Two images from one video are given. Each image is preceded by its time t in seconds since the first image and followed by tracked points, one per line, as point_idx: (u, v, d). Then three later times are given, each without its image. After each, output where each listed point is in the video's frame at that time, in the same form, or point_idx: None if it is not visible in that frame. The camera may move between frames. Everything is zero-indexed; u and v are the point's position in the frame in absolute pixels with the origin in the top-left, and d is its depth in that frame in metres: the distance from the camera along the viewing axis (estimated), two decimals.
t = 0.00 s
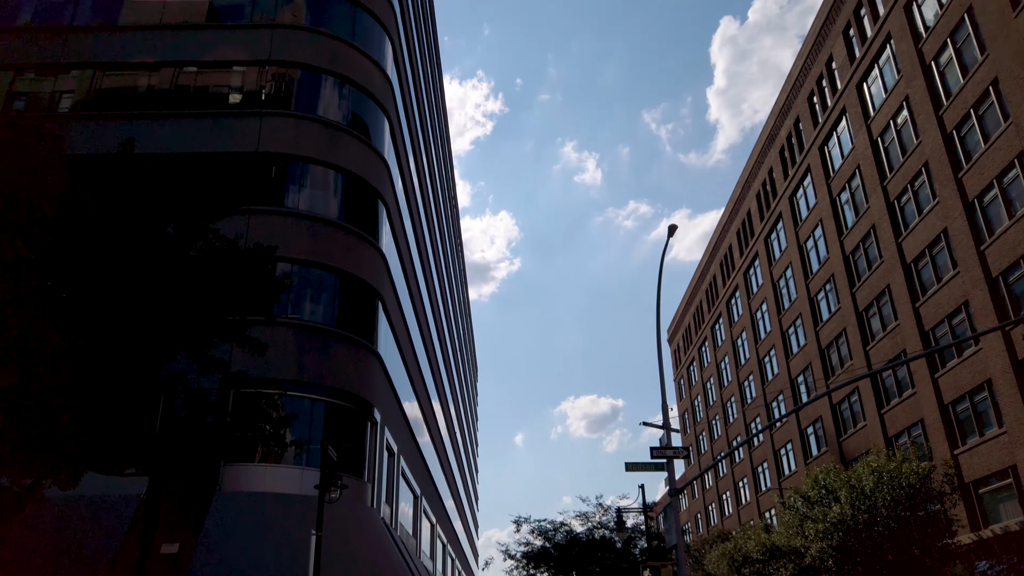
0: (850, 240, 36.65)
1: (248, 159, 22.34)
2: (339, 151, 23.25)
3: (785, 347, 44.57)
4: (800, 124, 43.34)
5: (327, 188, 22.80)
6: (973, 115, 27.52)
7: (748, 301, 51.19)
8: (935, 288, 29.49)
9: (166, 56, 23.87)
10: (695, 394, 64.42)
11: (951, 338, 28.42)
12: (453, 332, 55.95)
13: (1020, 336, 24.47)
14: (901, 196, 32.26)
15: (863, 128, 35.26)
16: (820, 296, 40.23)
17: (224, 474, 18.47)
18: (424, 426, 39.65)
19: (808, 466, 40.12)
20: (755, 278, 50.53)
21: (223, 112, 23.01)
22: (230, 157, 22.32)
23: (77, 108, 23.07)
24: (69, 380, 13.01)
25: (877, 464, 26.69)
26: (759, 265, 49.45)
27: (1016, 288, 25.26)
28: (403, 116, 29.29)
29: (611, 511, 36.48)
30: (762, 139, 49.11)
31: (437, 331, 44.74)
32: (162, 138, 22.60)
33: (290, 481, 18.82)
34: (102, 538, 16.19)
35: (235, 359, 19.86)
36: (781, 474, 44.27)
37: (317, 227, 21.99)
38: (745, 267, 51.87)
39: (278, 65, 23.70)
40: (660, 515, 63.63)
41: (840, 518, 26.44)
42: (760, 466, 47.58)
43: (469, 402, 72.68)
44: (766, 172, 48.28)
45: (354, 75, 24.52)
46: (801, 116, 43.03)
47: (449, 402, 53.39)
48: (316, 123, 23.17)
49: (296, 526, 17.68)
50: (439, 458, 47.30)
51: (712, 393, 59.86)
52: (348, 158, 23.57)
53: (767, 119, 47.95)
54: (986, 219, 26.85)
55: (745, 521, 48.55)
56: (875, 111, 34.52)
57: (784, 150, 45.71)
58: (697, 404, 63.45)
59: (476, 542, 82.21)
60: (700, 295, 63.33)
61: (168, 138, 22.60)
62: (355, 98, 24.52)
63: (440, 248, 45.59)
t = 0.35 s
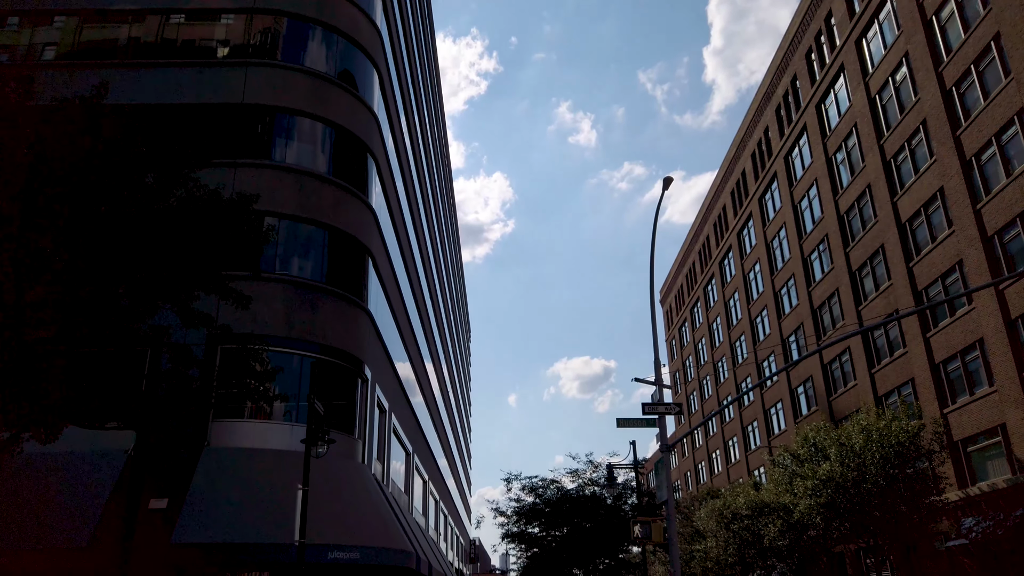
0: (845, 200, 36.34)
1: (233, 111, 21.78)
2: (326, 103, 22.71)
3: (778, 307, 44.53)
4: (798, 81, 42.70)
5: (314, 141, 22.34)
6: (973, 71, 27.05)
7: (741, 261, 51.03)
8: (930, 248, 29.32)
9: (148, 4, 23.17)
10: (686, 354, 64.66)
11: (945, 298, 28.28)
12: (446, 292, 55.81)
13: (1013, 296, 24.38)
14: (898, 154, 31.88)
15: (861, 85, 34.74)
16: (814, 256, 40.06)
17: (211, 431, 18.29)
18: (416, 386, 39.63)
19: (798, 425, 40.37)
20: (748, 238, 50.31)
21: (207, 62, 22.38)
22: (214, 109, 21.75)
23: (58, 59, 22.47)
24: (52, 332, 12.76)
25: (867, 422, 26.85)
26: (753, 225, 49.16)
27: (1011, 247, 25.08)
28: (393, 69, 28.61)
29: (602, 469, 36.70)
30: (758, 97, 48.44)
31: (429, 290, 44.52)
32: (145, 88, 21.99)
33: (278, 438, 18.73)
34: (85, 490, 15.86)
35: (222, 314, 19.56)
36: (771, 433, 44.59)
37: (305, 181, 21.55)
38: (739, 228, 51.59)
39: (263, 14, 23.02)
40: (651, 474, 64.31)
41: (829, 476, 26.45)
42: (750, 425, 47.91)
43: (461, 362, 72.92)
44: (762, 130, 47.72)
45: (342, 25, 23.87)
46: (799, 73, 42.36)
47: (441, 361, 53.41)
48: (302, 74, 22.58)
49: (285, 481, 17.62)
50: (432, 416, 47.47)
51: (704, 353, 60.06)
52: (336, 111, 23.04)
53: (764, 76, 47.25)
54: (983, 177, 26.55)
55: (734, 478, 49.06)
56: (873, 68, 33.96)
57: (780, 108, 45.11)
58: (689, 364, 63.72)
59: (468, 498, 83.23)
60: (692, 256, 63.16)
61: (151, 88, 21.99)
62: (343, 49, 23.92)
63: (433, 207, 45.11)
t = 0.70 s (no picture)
0: (844, 158, 35.92)
1: (220, 61, 21.14)
2: (317, 53, 22.08)
3: (773, 268, 44.35)
4: (798, 38, 41.92)
5: (303, 93, 21.77)
6: (979, 25, 26.45)
7: (736, 222, 50.74)
8: (928, 207, 29.03)
9: None
10: (680, 315, 64.72)
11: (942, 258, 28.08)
12: (440, 252, 55.44)
13: (1012, 255, 24.18)
14: (899, 112, 31.40)
15: (863, 41, 34.07)
16: (810, 216, 39.75)
17: (200, 387, 18.15)
18: (410, 346, 39.51)
19: (791, 384, 40.53)
20: (745, 198, 49.93)
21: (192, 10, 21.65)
22: (201, 59, 21.10)
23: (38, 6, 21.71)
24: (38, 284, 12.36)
25: (861, 382, 26.89)
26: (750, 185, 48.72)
27: (1011, 205, 24.81)
28: (385, 20, 27.87)
29: (596, 427, 36.80)
30: (757, 54, 47.64)
31: (423, 249, 44.20)
32: (129, 37, 21.27)
33: (270, 394, 18.58)
34: (73, 445, 15.62)
35: (212, 269, 19.22)
36: (763, 392, 44.77)
37: (295, 134, 21.05)
38: (735, 188, 51.16)
39: None
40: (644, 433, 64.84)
41: (822, 435, 26.39)
42: (743, 385, 48.10)
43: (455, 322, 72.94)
44: (761, 88, 47.01)
45: None
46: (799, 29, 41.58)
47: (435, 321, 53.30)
48: (291, 23, 21.90)
49: (276, 437, 17.49)
50: (426, 376, 47.55)
51: (698, 314, 60.09)
52: (327, 62, 22.42)
53: (764, 33, 46.39)
54: (986, 134, 26.14)
55: (726, 438, 49.44)
56: (876, 23, 33.28)
57: (779, 65, 44.37)
58: (682, 325, 63.81)
59: (462, 456, 83.96)
60: (688, 217, 62.80)
61: (136, 35, 21.27)
62: None
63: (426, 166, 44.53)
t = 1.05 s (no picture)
0: (848, 118, 35.31)
1: (210, 13, 20.51)
2: (309, 5, 21.38)
3: (773, 230, 43.95)
4: None
5: (295, 46, 21.16)
6: None
7: (737, 183, 50.23)
8: (932, 167, 28.57)
9: None
10: (678, 278, 64.53)
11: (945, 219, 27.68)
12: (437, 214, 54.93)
13: (1016, 216, 23.82)
14: (906, 70, 30.74)
15: None
16: (812, 177, 39.25)
17: (193, 346, 17.87)
18: (408, 309, 39.29)
19: (789, 347, 40.47)
20: (746, 159, 49.34)
21: None
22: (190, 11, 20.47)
23: None
24: (24, 239, 12.03)
25: (861, 344, 26.72)
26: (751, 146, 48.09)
27: (1017, 165, 24.38)
28: None
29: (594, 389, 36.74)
30: (761, 11, 46.63)
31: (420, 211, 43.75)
32: None
33: (265, 354, 18.32)
34: (66, 405, 15.43)
35: (204, 226, 18.87)
36: (761, 355, 44.73)
37: (287, 89, 20.52)
38: (737, 149, 50.51)
39: None
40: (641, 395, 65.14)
41: (821, 397, 26.21)
42: (740, 348, 48.06)
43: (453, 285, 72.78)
44: (764, 46, 46.07)
45: None
46: None
47: (433, 284, 52.95)
48: None
49: (270, 397, 17.30)
50: (424, 338, 47.47)
51: (696, 276, 59.86)
52: (320, 15, 21.73)
53: None
54: (993, 93, 25.57)
55: (723, 400, 49.60)
56: None
57: (784, 23, 43.43)
58: (681, 288, 63.65)
59: (460, 418, 84.46)
60: (688, 178, 62.18)
61: None
62: None
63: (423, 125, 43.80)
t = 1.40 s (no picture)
0: (850, 86, 34.74)
1: None
2: None
3: (773, 201, 43.51)
4: None
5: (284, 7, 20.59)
6: None
7: (736, 154, 49.69)
8: (936, 136, 28.10)
9: None
10: (676, 250, 64.15)
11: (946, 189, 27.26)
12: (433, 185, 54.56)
13: (1020, 186, 23.43)
14: (910, 36, 30.10)
15: None
16: (813, 146, 38.74)
17: (182, 314, 17.49)
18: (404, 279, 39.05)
19: (787, 318, 40.27)
20: (745, 130, 48.74)
21: None
22: None
23: None
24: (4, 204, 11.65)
25: (860, 315, 26.47)
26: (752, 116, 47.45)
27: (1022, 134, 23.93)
28: None
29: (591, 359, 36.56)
30: None
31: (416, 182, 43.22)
32: None
33: (256, 322, 18.00)
34: (55, 375, 15.15)
35: (193, 191, 18.45)
36: (759, 327, 44.54)
37: (276, 50, 19.96)
38: (736, 119, 49.87)
39: None
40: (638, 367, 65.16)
41: (819, 367, 26.11)
42: (738, 319, 47.90)
43: (450, 257, 72.60)
44: (766, 14, 45.23)
45: None
46: None
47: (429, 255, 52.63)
48: None
49: (261, 366, 17.01)
50: (420, 310, 47.25)
51: (694, 248, 59.52)
52: None
53: None
54: (1000, 59, 25.01)
55: (720, 371, 49.55)
56: None
57: None
58: (679, 260, 63.30)
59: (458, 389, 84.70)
60: (687, 150, 61.54)
61: None
62: None
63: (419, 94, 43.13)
